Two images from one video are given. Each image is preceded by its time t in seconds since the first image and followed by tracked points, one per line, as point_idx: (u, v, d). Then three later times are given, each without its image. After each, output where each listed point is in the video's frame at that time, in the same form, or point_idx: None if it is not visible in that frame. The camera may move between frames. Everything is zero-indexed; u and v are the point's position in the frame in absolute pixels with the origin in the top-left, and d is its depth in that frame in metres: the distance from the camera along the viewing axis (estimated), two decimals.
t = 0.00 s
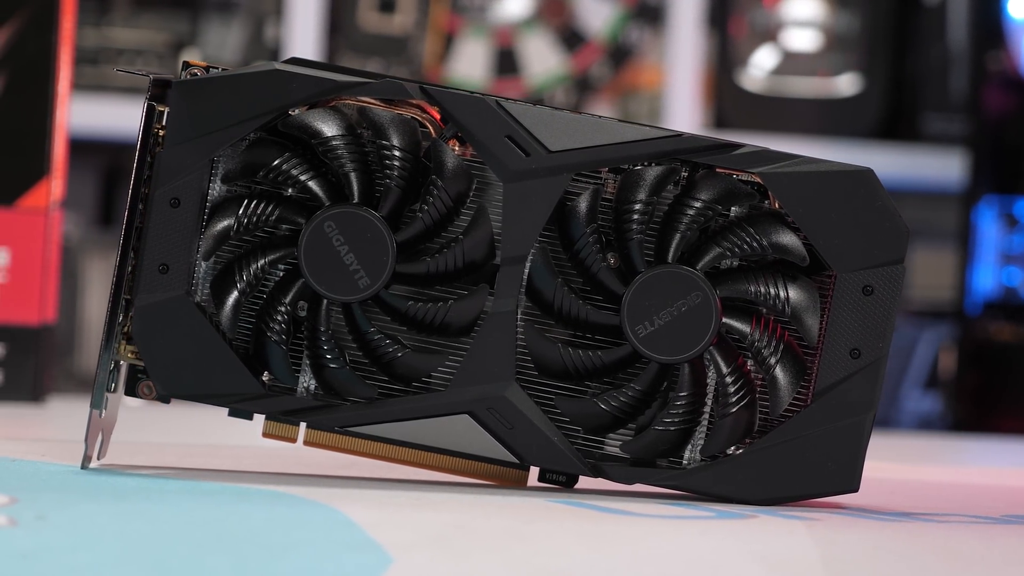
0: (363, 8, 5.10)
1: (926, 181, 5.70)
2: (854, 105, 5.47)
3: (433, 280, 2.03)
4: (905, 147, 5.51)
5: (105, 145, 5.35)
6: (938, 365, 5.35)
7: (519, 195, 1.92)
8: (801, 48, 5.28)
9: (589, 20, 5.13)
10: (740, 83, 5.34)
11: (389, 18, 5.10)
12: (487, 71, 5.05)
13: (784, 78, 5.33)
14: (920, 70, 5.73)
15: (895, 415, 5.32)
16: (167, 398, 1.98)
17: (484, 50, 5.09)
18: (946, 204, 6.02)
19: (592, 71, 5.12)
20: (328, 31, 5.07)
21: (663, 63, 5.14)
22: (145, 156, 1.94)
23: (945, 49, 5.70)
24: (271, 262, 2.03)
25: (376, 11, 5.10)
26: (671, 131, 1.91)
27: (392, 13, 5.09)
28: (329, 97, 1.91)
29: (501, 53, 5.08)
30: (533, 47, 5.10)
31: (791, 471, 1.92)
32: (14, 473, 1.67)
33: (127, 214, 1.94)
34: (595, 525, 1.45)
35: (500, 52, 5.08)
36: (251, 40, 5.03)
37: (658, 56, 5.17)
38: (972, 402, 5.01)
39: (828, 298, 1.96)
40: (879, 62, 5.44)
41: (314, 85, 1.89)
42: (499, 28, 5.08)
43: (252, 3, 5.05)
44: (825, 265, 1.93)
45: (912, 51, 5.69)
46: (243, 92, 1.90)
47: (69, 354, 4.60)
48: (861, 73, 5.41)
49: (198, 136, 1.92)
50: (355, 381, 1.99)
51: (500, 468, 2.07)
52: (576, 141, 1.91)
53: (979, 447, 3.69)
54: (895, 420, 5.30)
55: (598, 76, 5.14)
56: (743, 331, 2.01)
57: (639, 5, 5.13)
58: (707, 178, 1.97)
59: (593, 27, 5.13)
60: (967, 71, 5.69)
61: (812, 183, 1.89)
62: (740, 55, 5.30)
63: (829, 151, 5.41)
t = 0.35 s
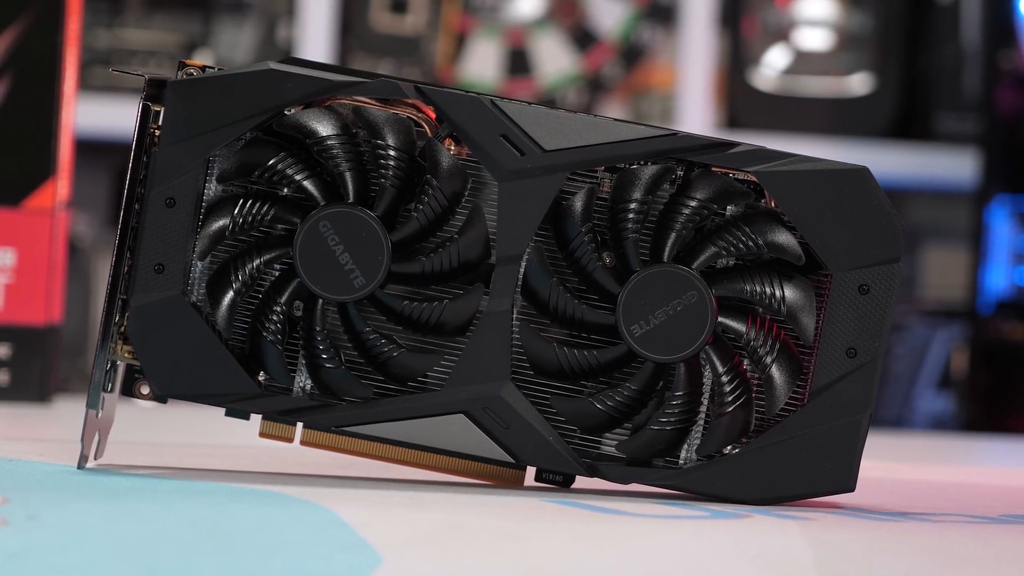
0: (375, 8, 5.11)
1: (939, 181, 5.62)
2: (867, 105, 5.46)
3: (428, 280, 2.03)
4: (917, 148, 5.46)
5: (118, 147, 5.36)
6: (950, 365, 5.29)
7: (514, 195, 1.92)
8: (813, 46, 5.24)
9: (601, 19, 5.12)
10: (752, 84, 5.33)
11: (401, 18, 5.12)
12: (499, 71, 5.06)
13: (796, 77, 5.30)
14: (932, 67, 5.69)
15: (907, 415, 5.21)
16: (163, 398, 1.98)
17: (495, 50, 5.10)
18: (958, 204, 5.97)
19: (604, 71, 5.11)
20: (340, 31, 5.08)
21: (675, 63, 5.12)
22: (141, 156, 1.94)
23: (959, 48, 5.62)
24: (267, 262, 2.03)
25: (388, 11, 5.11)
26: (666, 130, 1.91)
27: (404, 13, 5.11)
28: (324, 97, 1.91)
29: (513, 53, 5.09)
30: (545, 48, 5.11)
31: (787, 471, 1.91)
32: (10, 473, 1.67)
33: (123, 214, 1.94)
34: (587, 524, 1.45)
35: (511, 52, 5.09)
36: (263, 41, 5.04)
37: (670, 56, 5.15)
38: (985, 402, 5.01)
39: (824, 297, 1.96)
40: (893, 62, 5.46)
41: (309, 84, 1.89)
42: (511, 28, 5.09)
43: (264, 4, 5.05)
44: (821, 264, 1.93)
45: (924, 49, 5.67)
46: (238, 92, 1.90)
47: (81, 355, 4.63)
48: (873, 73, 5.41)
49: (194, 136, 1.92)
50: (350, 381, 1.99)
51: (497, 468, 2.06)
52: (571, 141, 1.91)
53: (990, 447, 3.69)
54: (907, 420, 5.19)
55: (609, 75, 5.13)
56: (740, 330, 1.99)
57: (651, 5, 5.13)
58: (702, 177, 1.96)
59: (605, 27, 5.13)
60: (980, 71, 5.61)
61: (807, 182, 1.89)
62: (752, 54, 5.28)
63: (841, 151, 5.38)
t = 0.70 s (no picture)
0: (387, 8, 5.10)
1: (951, 184, 5.56)
2: (880, 104, 5.46)
3: (423, 279, 2.03)
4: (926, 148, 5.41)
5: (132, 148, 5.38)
6: (963, 366, 5.33)
7: (509, 194, 1.92)
8: (825, 46, 5.23)
9: (612, 20, 5.12)
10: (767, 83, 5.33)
11: (413, 18, 5.11)
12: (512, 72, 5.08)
13: (810, 76, 5.29)
14: (944, 68, 5.58)
15: (920, 416, 5.22)
16: (160, 398, 1.98)
17: (507, 50, 5.10)
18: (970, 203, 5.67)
19: (616, 70, 5.09)
20: (352, 31, 5.09)
21: (688, 63, 5.11)
22: (135, 155, 1.94)
23: (972, 46, 5.53)
24: (262, 262, 2.03)
25: (400, 12, 5.10)
26: (661, 128, 1.91)
27: (415, 13, 5.10)
28: (318, 96, 1.90)
29: (526, 53, 5.09)
30: (557, 48, 5.10)
31: (783, 471, 1.91)
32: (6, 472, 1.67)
33: (118, 214, 1.93)
34: (578, 523, 1.45)
35: (523, 52, 5.09)
36: (275, 42, 5.05)
37: (682, 55, 5.14)
38: (997, 401, 5.01)
39: (820, 296, 1.96)
40: (905, 63, 5.45)
41: (304, 83, 1.89)
42: (523, 29, 5.09)
43: (276, 4, 5.05)
44: (816, 262, 1.93)
45: (937, 49, 5.56)
46: (233, 92, 1.90)
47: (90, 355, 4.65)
48: (885, 73, 5.39)
49: (188, 136, 1.92)
50: (345, 380, 1.99)
51: (494, 468, 2.06)
52: (566, 140, 1.90)
53: (1003, 447, 3.69)
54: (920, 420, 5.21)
55: (621, 75, 5.11)
56: (735, 329, 2.00)
57: (663, 4, 5.12)
58: (697, 176, 1.96)
59: (616, 27, 5.12)
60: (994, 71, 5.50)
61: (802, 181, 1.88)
62: (765, 52, 5.29)
63: (854, 149, 5.35)
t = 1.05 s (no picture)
0: (399, 8, 5.09)
1: (962, 181, 5.51)
2: (896, 102, 5.42)
3: (420, 278, 2.03)
4: (939, 146, 5.39)
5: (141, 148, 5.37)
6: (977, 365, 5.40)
7: (505, 193, 1.91)
8: (839, 45, 5.20)
9: (625, 19, 5.08)
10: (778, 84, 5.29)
11: (426, 18, 5.09)
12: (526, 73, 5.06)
13: (825, 75, 5.26)
14: (957, 67, 5.54)
15: (936, 416, 5.33)
16: (158, 398, 1.98)
17: (521, 50, 5.08)
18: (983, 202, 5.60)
19: (629, 71, 5.07)
20: (365, 31, 5.07)
21: (701, 63, 5.08)
22: (132, 155, 1.94)
23: (985, 44, 5.49)
24: (258, 261, 2.03)
25: (413, 12, 5.09)
26: (657, 127, 1.91)
27: (428, 13, 5.08)
28: (313, 96, 1.90)
29: (539, 53, 5.07)
30: (570, 48, 5.08)
31: (780, 470, 1.91)
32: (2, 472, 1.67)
33: (115, 214, 1.93)
34: (572, 522, 1.45)
35: (536, 52, 5.07)
36: (289, 43, 5.03)
37: (694, 55, 5.11)
38: (1010, 401, 4.89)
39: (817, 295, 1.96)
40: (919, 60, 5.42)
41: (299, 83, 1.89)
42: (536, 29, 5.06)
43: (289, 4, 5.04)
44: (813, 261, 1.93)
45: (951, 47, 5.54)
46: (228, 91, 1.90)
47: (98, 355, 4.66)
48: (899, 71, 5.36)
49: (185, 135, 1.92)
50: (342, 380, 1.99)
51: (492, 467, 2.06)
52: (562, 139, 1.90)
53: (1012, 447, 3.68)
54: (936, 420, 5.32)
55: (634, 75, 5.08)
56: (731, 328, 2.01)
57: (676, 3, 5.09)
58: (694, 175, 1.96)
59: (629, 27, 5.09)
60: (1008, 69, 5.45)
61: (799, 179, 1.88)
62: (778, 53, 5.24)
63: (868, 151, 5.33)
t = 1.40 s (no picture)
0: (414, 8, 5.05)
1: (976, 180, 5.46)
2: (911, 102, 5.35)
3: (419, 278, 2.03)
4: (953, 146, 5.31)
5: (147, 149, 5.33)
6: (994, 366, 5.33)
7: (502, 192, 1.91)
8: (853, 45, 5.12)
9: (639, 17, 5.06)
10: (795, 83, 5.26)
11: (440, 18, 5.05)
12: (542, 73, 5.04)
13: (839, 75, 5.21)
14: (974, 65, 5.45)
15: (952, 415, 5.27)
16: (157, 398, 1.99)
17: (536, 50, 5.06)
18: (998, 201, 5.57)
19: (644, 71, 5.06)
20: (379, 31, 5.04)
21: (716, 61, 5.07)
22: (130, 155, 1.94)
23: (1002, 43, 5.39)
24: (257, 261, 2.03)
25: (427, 12, 5.05)
26: (655, 126, 1.90)
27: (443, 13, 5.04)
28: (311, 95, 1.90)
29: (554, 53, 5.04)
30: (585, 48, 5.05)
31: (780, 469, 1.90)
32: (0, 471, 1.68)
33: (114, 214, 1.93)
34: (567, 522, 1.45)
35: (552, 52, 5.05)
36: (303, 44, 4.98)
37: (709, 55, 5.10)
38: None
39: (816, 294, 1.95)
40: (935, 58, 5.33)
41: (296, 82, 1.89)
42: (551, 29, 5.04)
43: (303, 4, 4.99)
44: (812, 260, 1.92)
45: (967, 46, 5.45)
46: (226, 91, 1.90)
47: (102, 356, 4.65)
48: (914, 70, 5.29)
49: (184, 135, 1.92)
50: (341, 380, 1.99)
51: (492, 467, 2.06)
52: (560, 138, 1.90)
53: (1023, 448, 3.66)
54: (952, 420, 5.26)
55: (649, 75, 5.08)
56: (730, 328, 2.00)
57: (691, 3, 5.07)
58: (693, 173, 1.96)
59: (644, 27, 5.07)
60: None
61: (797, 178, 1.87)
62: (794, 52, 5.21)
63: (884, 151, 5.27)
